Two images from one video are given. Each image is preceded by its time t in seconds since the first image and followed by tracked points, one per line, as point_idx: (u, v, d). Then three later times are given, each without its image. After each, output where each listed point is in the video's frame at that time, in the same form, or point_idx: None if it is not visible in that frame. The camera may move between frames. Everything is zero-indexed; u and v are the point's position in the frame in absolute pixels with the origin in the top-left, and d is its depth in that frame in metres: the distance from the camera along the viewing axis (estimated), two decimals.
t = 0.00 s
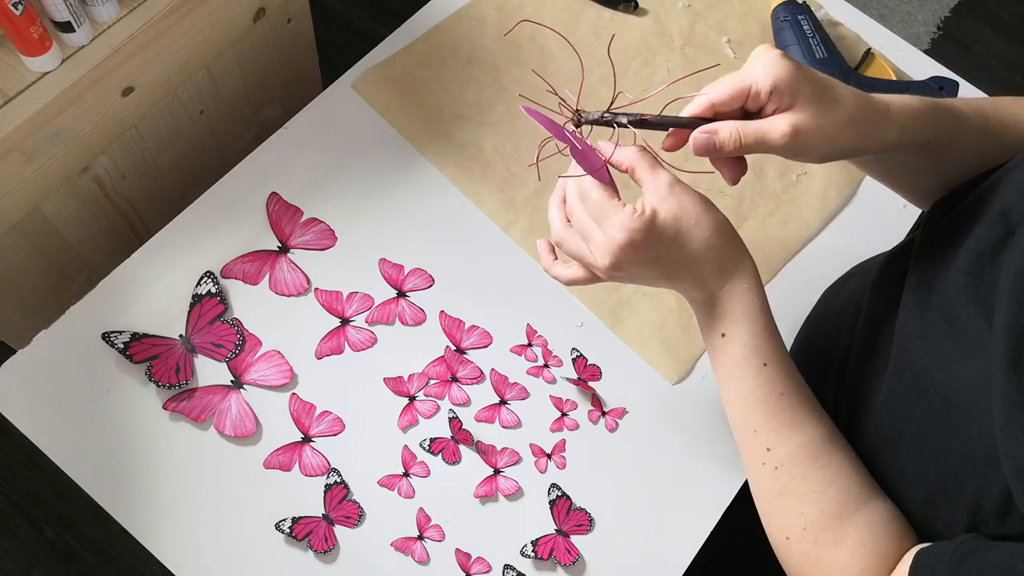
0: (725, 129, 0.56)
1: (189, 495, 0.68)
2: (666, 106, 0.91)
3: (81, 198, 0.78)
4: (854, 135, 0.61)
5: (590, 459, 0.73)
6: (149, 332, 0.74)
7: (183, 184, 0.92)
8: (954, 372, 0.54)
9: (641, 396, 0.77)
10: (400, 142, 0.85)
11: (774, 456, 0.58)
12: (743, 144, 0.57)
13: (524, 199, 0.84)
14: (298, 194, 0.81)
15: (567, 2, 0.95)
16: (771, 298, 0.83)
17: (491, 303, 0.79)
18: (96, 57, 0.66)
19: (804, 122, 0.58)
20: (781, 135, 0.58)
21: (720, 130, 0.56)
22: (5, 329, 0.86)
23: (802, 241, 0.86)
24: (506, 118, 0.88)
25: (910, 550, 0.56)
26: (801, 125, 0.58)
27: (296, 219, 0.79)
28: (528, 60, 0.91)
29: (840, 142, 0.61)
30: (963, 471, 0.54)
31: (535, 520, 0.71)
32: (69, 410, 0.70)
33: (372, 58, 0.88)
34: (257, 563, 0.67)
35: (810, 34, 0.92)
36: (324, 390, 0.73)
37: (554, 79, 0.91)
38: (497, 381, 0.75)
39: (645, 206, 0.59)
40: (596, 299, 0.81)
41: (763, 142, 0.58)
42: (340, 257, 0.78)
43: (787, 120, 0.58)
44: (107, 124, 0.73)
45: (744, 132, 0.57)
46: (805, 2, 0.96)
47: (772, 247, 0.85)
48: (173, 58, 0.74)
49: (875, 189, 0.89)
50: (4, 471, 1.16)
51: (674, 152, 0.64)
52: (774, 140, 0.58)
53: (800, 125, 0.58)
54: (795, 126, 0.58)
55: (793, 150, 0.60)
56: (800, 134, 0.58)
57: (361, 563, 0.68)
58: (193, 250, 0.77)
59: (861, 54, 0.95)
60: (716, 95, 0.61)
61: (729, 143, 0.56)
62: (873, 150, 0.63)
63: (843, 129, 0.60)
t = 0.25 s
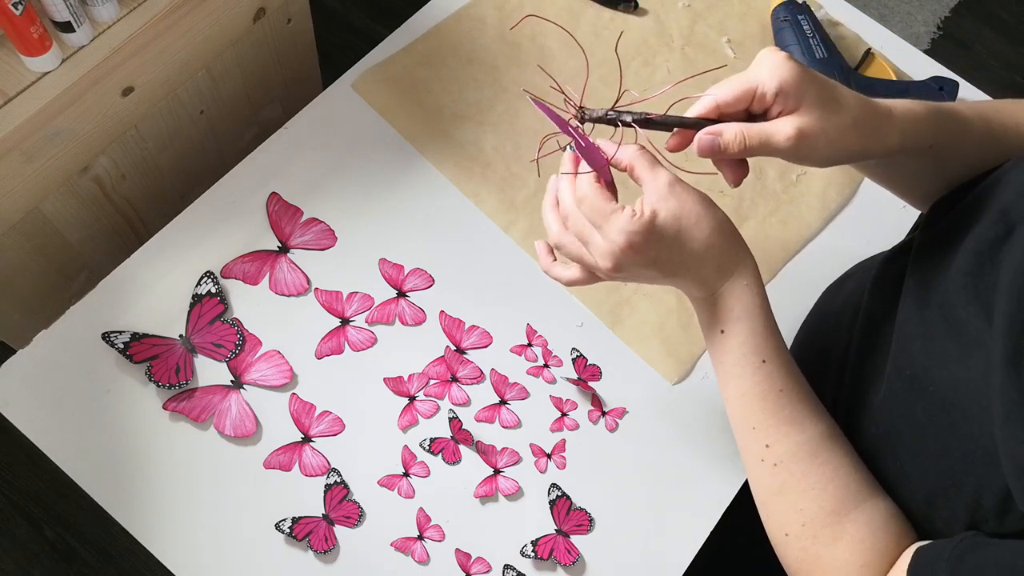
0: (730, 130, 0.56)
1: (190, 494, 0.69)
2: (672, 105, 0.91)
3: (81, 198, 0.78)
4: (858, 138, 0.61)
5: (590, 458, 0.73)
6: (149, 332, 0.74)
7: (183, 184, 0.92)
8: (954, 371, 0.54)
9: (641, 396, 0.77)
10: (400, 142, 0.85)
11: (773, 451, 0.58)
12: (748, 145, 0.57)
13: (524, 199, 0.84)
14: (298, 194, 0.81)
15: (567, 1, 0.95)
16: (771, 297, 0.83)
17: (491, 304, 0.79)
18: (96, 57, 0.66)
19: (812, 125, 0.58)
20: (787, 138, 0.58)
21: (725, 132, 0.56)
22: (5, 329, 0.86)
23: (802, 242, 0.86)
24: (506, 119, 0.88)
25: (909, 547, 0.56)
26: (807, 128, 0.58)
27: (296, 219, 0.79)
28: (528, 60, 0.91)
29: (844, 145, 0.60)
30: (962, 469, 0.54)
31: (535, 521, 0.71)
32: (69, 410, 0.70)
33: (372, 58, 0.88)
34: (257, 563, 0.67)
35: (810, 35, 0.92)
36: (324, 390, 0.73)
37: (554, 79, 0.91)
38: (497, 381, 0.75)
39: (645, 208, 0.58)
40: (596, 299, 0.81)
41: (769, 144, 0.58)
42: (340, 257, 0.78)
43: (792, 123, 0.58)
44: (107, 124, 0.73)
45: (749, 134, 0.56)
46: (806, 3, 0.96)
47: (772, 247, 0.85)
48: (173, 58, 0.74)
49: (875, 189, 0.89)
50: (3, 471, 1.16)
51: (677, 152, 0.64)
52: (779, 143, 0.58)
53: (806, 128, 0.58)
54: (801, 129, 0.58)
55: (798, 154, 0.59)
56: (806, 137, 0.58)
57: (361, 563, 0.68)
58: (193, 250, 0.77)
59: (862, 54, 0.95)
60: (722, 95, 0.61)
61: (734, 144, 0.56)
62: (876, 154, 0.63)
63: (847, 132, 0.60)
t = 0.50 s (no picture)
0: (734, 134, 0.56)
1: (190, 494, 0.69)
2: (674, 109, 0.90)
3: (81, 198, 0.78)
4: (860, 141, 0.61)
5: (590, 458, 0.73)
6: (149, 332, 0.74)
7: (183, 184, 0.91)
8: (953, 369, 0.54)
9: (641, 396, 0.77)
10: (400, 142, 0.85)
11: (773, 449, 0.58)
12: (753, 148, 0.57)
13: (524, 199, 0.84)
14: (298, 194, 0.81)
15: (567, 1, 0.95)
16: (771, 297, 0.83)
17: (491, 304, 0.79)
18: (96, 57, 0.66)
19: (814, 129, 0.59)
20: (789, 142, 0.58)
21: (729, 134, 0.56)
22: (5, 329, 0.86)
23: (801, 242, 0.86)
24: (507, 118, 0.88)
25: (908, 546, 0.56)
26: (810, 132, 0.58)
27: (296, 218, 0.79)
28: (528, 60, 0.91)
29: (846, 148, 0.61)
30: (961, 468, 0.54)
31: (535, 521, 0.71)
32: (69, 410, 0.70)
33: (372, 58, 0.88)
34: (257, 563, 0.68)
35: (810, 34, 0.92)
36: (324, 390, 0.73)
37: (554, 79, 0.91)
38: (497, 381, 0.75)
39: (647, 207, 0.57)
40: (596, 299, 0.81)
41: (772, 147, 0.58)
42: (340, 257, 0.78)
43: (795, 127, 0.58)
44: (106, 124, 0.73)
45: (754, 137, 0.56)
46: (806, 3, 0.96)
47: (772, 247, 0.85)
48: (173, 57, 0.74)
49: (875, 189, 0.89)
50: (3, 471, 1.16)
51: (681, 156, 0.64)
52: (782, 147, 0.58)
53: (808, 132, 0.58)
54: (804, 133, 0.58)
55: (800, 158, 0.60)
56: (808, 140, 0.58)
57: (361, 563, 0.68)
58: (193, 250, 0.77)
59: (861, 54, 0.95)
60: (727, 98, 0.60)
61: (739, 147, 0.56)
62: (878, 157, 0.63)
63: (849, 135, 0.60)
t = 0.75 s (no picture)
0: (741, 133, 0.56)
1: (190, 494, 0.69)
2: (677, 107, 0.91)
3: (81, 198, 0.78)
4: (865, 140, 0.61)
5: (590, 458, 0.73)
6: (149, 332, 0.74)
7: (183, 184, 0.92)
8: (953, 368, 0.54)
9: (641, 396, 0.77)
10: (400, 142, 0.85)
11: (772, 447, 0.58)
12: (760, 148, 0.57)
13: (524, 199, 0.84)
14: (298, 194, 0.81)
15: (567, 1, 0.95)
16: (772, 296, 0.83)
17: (491, 304, 0.79)
18: (97, 57, 0.66)
19: (819, 127, 0.58)
20: (797, 141, 0.58)
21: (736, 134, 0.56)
22: (5, 329, 0.86)
23: (802, 242, 0.86)
24: (506, 118, 0.88)
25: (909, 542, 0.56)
26: (817, 130, 0.58)
27: (296, 219, 0.79)
28: (528, 60, 0.91)
29: (850, 148, 0.61)
30: (960, 467, 0.54)
31: (535, 521, 0.71)
32: (69, 410, 0.70)
33: (372, 58, 0.88)
34: (257, 563, 0.68)
35: (810, 34, 0.92)
36: (324, 390, 0.73)
37: (553, 79, 0.91)
38: (497, 381, 0.75)
39: (651, 205, 0.56)
40: (596, 299, 0.81)
41: (778, 146, 0.58)
42: (340, 257, 0.78)
43: (801, 125, 0.58)
44: (107, 124, 0.73)
45: (760, 136, 0.56)
46: (806, 3, 0.96)
47: (772, 247, 0.85)
48: (173, 57, 0.74)
49: (875, 189, 0.89)
50: (3, 471, 1.16)
51: (686, 156, 0.64)
52: (789, 146, 0.58)
53: (815, 130, 0.58)
54: (811, 131, 0.58)
55: (807, 156, 0.60)
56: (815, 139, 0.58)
57: (361, 563, 0.68)
58: (193, 250, 0.77)
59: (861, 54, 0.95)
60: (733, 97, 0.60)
61: (745, 146, 0.56)
62: (883, 156, 0.63)
63: (855, 134, 0.60)
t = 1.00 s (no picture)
0: (744, 132, 0.56)
1: (190, 494, 0.69)
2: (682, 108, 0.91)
3: (81, 198, 0.78)
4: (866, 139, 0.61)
5: (590, 457, 0.73)
6: (150, 332, 0.74)
7: (183, 184, 0.91)
8: (953, 368, 0.54)
9: (641, 395, 0.77)
10: (400, 142, 0.85)
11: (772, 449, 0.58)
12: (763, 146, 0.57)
13: (524, 199, 0.84)
14: (298, 194, 0.81)
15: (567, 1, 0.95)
16: (772, 296, 0.83)
17: (491, 304, 0.79)
18: (97, 57, 0.66)
19: (821, 126, 0.58)
20: (799, 139, 0.58)
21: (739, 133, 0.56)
22: (5, 329, 0.86)
23: (802, 242, 0.86)
24: (506, 118, 0.88)
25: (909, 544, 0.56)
26: (820, 129, 0.58)
27: (296, 219, 0.79)
28: (528, 60, 0.91)
29: (852, 147, 0.61)
30: (961, 467, 0.54)
31: (535, 521, 0.71)
32: (69, 410, 0.70)
33: (373, 58, 0.88)
34: (257, 563, 0.68)
35: (810, 34, 0.92)
36: (324, 390, 0.73)
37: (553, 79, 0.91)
38: (497, 381, 0.75)
39: (654, 206, 0.56)
40: (596, 299, 0.81)
41: (781, 145, 0.58)
42: (339, 257, 0.78)
43: (804, 124, 0.58)
44: (107, 124, 0.73)
45: (763, 135, 0.56)
46: (806, 3, 0.96)
47: (772, 247, 0.85)
48: (173, 58, 0.74)
49: (875, 189, 0.89)
50: (3, 471, 1.16)
51: (688, 157, 0.64)
52: (792, 144, 0.58)
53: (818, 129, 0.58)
54: (814, 130, 0.58)
55: (810, 156, 0.60)
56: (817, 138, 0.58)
57: (361, 563, 0.68)
58: (193, 250, 0.77)
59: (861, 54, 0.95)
60: (736, 96, 0.60)
61: (748, 144, 0.56)
62: (884, 155, 0.63)
63: (857, 133, 0.60)
